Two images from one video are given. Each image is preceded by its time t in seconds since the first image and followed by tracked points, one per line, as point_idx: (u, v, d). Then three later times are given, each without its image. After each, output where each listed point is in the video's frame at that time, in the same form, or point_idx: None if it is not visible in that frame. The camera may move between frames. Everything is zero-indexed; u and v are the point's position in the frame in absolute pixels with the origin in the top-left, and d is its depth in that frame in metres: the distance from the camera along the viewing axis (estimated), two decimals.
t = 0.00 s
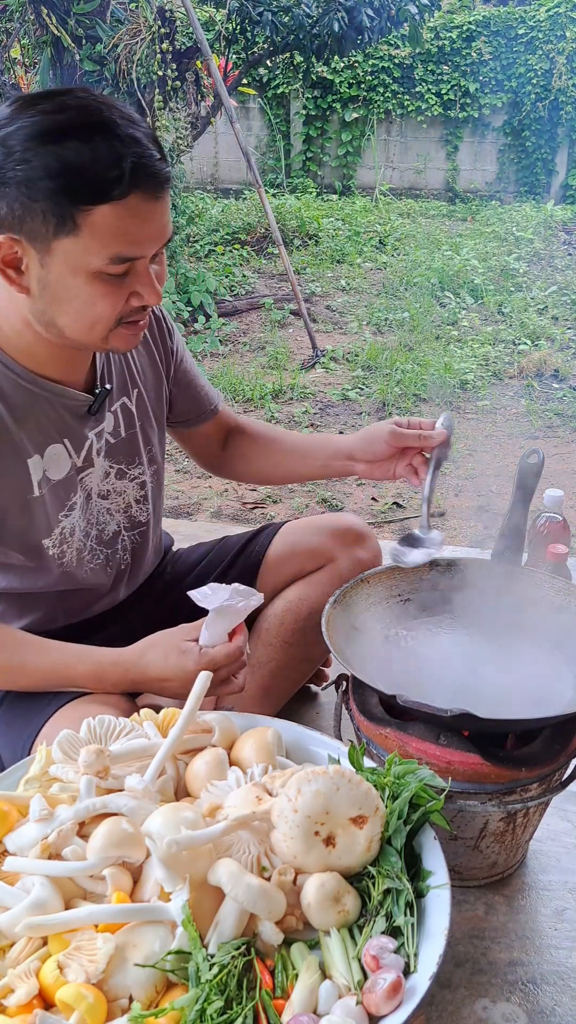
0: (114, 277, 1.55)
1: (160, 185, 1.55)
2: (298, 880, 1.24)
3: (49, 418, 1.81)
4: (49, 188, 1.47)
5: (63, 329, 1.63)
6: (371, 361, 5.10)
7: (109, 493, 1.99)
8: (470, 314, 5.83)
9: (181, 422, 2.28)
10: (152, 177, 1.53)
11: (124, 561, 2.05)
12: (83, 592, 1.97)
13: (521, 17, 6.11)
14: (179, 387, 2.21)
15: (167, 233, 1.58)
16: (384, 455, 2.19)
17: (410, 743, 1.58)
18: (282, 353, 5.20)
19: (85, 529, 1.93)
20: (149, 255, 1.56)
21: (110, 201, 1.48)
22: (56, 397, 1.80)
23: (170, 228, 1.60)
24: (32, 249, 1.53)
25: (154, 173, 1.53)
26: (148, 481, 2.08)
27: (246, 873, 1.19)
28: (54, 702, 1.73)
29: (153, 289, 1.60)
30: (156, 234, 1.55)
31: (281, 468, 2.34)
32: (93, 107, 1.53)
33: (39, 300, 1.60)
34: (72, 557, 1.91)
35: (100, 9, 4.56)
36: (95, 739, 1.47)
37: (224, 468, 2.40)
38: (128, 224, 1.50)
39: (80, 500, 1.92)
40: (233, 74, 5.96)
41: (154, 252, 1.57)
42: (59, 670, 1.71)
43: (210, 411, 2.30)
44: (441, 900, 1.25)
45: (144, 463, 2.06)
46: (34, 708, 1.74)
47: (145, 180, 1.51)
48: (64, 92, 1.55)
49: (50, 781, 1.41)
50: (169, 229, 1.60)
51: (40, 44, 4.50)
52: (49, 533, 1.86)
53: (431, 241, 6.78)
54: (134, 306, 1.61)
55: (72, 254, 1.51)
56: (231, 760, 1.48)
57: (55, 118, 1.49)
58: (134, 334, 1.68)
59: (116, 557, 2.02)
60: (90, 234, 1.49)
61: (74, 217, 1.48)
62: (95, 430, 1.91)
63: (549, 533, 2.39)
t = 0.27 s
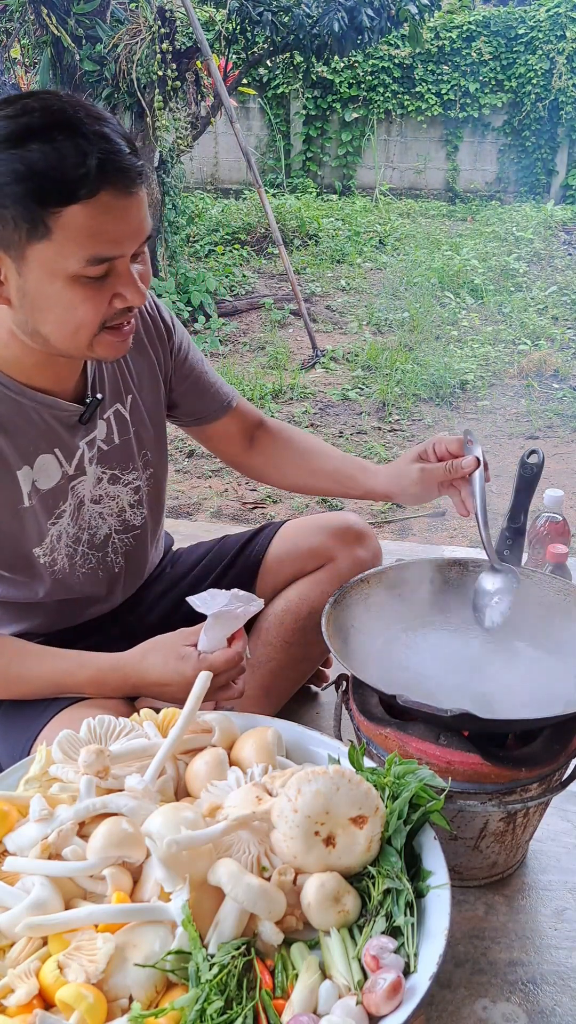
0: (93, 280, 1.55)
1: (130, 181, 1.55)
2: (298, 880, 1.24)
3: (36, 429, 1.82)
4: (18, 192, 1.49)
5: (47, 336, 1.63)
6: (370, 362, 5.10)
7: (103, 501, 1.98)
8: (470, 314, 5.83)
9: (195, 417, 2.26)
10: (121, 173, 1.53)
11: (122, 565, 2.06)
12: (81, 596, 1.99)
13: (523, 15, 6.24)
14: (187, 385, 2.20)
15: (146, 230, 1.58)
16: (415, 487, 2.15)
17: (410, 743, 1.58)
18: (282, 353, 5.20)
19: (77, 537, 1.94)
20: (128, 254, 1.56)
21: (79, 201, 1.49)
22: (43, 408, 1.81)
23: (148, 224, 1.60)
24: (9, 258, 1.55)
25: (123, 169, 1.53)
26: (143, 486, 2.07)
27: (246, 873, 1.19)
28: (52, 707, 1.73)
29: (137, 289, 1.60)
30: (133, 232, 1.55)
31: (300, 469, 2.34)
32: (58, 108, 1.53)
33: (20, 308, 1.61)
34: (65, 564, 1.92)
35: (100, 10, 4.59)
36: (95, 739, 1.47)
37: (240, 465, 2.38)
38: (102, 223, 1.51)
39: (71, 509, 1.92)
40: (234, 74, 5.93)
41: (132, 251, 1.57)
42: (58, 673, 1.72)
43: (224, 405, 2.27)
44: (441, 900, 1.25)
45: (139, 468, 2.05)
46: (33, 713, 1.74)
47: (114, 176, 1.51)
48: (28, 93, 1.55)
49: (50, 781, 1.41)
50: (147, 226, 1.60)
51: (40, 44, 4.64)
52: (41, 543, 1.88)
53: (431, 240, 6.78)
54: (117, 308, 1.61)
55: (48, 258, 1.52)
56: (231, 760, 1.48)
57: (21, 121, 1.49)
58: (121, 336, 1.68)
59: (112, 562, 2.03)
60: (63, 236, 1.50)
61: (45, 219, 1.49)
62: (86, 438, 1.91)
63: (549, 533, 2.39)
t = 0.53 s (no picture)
0: (87, 281, 1.55)
1: (125, 181, 1.55)
2: (298, 880, 1.24)
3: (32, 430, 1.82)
4: (10, 193, 1.50)
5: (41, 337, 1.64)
6: (370, 362, 5.10)
7: (100, 502, 1.97)
8: (470, 314, 5.83)
9: (198, 417, 2.26)
10: (114, 172, 1.53)
11: (121, 565, 2.05)
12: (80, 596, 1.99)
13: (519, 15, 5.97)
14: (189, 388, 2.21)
15: (139, 231, 1.58)
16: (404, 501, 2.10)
17: (411, 743, 1.58)
18: (282, 353, 5.20)
19: (75, 538, 1.93)
20: (122, 256, 1.55)
21: (71, 201, 1.49)
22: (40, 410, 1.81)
23: (142, 225, 1.59)
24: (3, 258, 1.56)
25: (117, 169, 1.53)
26: (142, 486, 2.06)
27: (245, 873, 1.19)
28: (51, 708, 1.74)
29: (132, 290, 1.59)
30: (127, 233, 1.54)
31: (304, 467, 2.31)
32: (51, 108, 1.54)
33: (13, 308, 1.62)
34: (63, 566, 1.92)
35: (100, 10, 4.59)
36: (95, 740, 1.47)
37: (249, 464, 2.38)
38: (95, 224, 1.51)
39: (68, 510, 1.92)
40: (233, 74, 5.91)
41: (126, 252, 1.57)
42: (57, 674, 1.72)
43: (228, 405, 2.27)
44: (441, 900, 1.25)
45: (137, 469, 2.04)
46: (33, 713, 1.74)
47: (106, 175, 1.51)
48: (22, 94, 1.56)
49: (50, 781, 1.41)
50: (142, 227, 1.60)
51: (40, 44, 4.65)
52: (37, 543, 1.88)
53: (431, 240, 6.79)
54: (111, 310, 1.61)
55: (42, 258, 1.52)
56: (231, 760, 1.48)
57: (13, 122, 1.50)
58: (115, 340, 1.67)
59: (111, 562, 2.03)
60: (56, 237, 1.50)
61: (38, 219, 1.49)
62: (83, 440, 1.91)
63: (549, 533, 2.39)
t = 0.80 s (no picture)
0: (114, 286, 1.56)
1: (159, 192, 1.57)
2: (298, 880, 1.24)
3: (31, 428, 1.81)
4: (54, 197, 1.48)
5: (57, 336, 1.63)
6: (370, 362, 5.10)
7: (100, 501, 1.98)
8: (470, 314, 5.83)
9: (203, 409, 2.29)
10: (152, 184, 1.55)
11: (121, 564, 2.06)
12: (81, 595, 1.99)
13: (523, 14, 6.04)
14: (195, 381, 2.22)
15: (166, 244, 1.61)
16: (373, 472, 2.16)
17: (411, 743, 1.58)
18: (282, 354, 5.21)
19: (74, 538, 1.94)
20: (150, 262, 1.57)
21: (115, 209, 1.50)
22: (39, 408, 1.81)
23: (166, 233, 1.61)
24: (32, 258, 1.54)
25: (154, 180, 1.56)
26: (141, 484, 2.06)
27: (246, 873, 1.19)
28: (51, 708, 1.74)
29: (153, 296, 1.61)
30: (155, 242, 1.56)
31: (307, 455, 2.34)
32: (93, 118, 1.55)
33: (33, 308, 1.60)
34: (60, 565, 1.92)
35: (100, 10, 4.57)
36: (95, 740, 1.47)
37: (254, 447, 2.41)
38: (129, 233, 1.52)
39: (68, 509, 1.92)
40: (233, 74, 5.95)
41: (153, 258, 1.58)
42: (58, 673, 1.72)
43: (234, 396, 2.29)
44: (441, 900, 1.25)
45: (135, 468, 2.04)
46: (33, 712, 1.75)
47: (147, 188, 1.53)
48: (59, 101, 1.56)
49: (50, 781, 1.41)
50: (165, 234, 1.61)
51: (40, 44, 4.57)
52: (36, 542, 1.88)
53: (431, 240, 6.80)
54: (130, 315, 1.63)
55: (74, 263, 1.52)
56: (231, 760, 1.48)
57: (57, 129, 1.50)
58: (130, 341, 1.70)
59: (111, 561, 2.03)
60: (92, 243, 1.50)
61: (80, 224, 1.49)
62: (81, 438, 1.91)
63: (549, 533, 2.39)
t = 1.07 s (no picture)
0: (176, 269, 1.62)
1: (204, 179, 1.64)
2: (298, 880, 1.24)
3: (55, 418, 1.79)
4: (135, 182, 1.51)
5: (120, 325, 1.65)
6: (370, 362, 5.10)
7: (114, 498, 1.98)
8: (470, 314, 5.83)
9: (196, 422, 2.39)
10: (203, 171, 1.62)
11: (128, 564, 2.06)
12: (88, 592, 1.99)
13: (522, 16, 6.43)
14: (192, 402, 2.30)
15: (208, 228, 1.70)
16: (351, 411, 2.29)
17: (410, 743, 1.58)
18: (282, 354, 5.21)
19: (88, 534, 1.93)
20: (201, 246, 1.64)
21: (186, 193, 1.56)
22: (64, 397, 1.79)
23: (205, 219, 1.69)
24: (105, 244, 1.54)
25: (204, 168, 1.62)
26: (152, 483, 2.07)
27: (246, 874, 1.19)
28: (55, 701, 1.73)
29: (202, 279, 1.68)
30: (205, 226, 1.65)
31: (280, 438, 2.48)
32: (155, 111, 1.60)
33: (99, 297, 1.60)
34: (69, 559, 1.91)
35: (100, 10, 4.59)
36: (95, 739, 1.47)
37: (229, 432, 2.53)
38: (191, 218, 1.58)
39: (85, 504, 1.91)
40: (233, 74, 5.93)
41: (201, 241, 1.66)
42: (62, 669, 1.72)
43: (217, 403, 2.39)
44: (441, 900, 1.25)
45: (148, 467, 2.05)
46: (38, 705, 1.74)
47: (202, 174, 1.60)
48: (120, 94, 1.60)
49: (50, 781, 1.41)
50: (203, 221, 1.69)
51: (40, 44, 4.63)
52: (52, 535, 1.86)
53: (431, 240, 6.81)
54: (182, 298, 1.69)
55: (146, 247, 1.55)
56: (231, 760, 1.48)
57: (130, 120, 1.54)
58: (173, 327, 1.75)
59: (119, 560, 2.03)
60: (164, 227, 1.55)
61: (159, 207, 1.53)
62: (101, 432, 1.90)
63: (549, 533, 2.39)
